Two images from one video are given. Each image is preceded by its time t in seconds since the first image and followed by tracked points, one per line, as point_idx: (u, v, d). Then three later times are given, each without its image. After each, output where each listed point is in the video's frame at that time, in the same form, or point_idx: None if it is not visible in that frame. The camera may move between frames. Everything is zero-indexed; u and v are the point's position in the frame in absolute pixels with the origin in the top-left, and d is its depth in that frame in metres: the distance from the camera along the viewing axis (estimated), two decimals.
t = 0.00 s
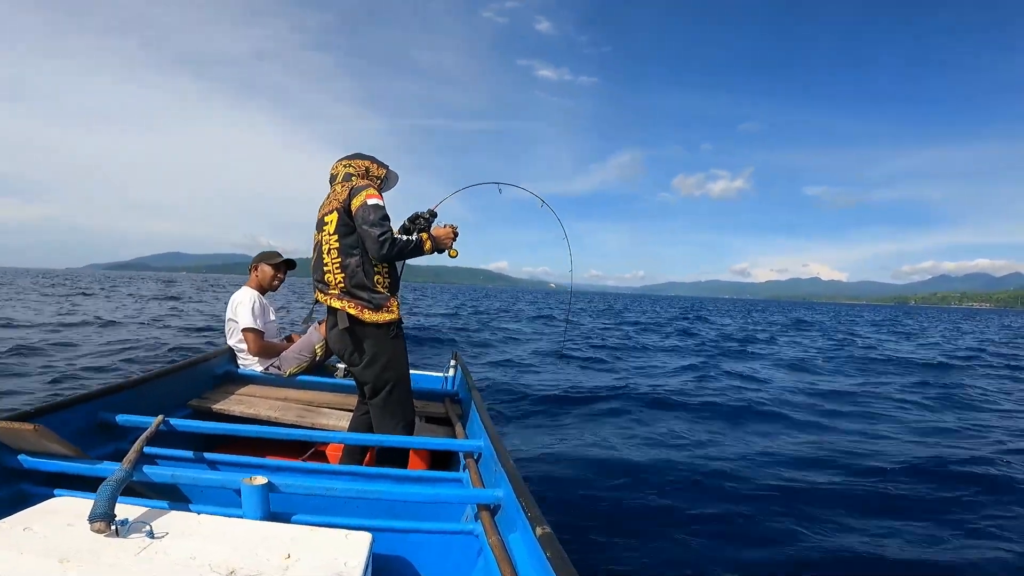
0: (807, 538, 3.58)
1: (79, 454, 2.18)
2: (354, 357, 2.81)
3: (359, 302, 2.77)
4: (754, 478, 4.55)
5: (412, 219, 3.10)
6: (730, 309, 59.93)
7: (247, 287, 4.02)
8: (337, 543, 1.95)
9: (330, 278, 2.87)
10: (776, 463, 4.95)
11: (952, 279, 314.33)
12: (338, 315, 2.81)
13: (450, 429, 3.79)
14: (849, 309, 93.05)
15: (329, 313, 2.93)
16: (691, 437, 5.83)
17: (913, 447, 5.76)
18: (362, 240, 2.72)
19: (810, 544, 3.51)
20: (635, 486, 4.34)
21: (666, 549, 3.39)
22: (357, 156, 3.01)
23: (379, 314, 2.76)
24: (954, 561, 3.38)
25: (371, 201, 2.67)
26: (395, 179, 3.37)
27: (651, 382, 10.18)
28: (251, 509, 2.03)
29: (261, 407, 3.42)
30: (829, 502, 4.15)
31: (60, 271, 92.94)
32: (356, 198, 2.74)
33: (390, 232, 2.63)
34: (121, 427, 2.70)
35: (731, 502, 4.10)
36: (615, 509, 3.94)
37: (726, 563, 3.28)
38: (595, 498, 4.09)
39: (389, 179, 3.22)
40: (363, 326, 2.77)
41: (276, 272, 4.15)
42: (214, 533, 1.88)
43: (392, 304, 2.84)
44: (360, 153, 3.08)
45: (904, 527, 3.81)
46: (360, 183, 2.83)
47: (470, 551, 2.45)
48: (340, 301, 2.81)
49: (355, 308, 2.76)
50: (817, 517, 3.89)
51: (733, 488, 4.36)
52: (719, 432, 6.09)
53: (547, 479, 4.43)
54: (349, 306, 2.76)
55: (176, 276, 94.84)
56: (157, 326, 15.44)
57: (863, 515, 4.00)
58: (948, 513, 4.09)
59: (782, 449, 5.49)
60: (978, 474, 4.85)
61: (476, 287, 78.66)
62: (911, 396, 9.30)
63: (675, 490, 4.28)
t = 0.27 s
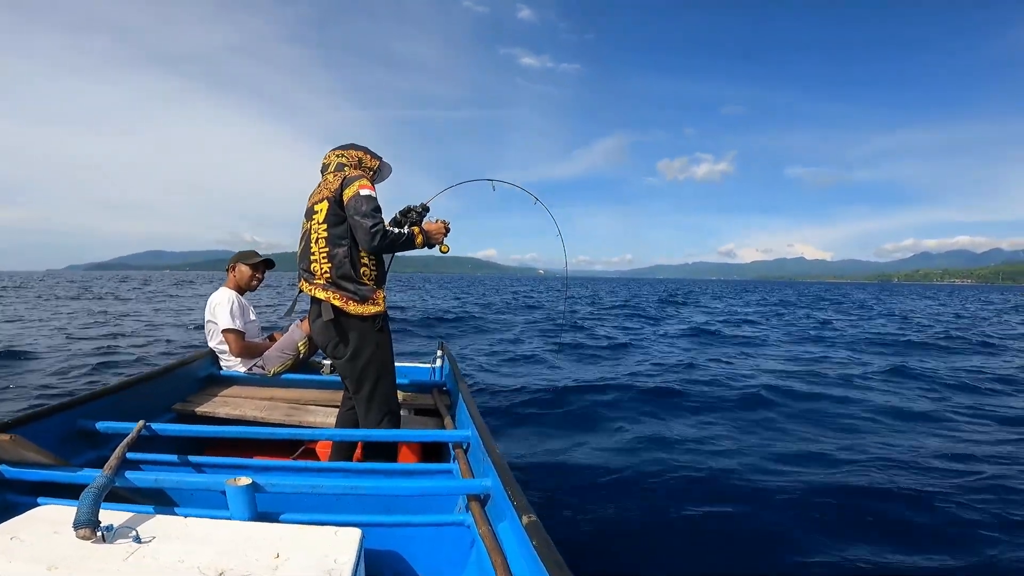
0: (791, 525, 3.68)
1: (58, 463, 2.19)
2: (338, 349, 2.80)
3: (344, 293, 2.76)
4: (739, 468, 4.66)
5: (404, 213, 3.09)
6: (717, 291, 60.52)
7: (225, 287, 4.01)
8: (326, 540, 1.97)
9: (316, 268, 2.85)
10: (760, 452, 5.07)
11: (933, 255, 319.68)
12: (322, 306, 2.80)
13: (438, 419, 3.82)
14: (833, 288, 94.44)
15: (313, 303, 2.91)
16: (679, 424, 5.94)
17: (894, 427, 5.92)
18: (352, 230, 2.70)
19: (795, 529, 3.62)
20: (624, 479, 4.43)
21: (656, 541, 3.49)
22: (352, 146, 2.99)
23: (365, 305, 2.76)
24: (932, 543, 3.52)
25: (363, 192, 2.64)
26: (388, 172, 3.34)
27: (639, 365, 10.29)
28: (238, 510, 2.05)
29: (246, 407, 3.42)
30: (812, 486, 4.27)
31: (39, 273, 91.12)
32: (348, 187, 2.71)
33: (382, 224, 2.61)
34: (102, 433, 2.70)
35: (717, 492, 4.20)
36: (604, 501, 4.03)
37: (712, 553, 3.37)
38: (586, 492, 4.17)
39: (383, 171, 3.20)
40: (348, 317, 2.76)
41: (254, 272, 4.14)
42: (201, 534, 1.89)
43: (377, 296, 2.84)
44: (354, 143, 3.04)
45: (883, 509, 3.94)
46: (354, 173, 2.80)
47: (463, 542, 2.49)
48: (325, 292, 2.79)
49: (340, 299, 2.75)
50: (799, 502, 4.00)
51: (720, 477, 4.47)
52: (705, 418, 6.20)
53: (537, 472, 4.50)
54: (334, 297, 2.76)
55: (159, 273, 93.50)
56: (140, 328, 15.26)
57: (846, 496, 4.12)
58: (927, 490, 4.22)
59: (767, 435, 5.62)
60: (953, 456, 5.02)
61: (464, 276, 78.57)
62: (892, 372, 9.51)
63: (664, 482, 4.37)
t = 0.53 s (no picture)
0: (798, 528, 3.67)
1: (71, 461, 2.21)
2: (347, 344, 2.78)
3: (355, 288, 2.76)
4: (746, 466, 4.64)
5: (421, 211, 3.08)
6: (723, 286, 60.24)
7: (231, 285, 4.03)
8: (334, 537, 1.97)
9: (329, 262, 2.85)
10: (767, 450, 5.05)
11: (943, 253, 316.59)
12: (333, 301, 2.79)
13: (445, 415, 3.83)
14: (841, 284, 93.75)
15: (323, 296, 2.90)
16: (684, 422, 5.92)
17: (902, 425, 5.89)
18: (369, 225, 2.69)
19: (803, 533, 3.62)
20: (630, 478, 4.42)
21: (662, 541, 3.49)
22: (373, 140, 2.97)
23: (376, 302, 2.76)
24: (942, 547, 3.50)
25: (382, 188, 2.63)
26: (408, 168, 3.34)
27: (644, 360, 10.26)
28: (247, 507, 2.06)
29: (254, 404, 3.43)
30: (819, 486, 4.26)
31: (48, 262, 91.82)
32: (367, 183, 2.70)
33: (400, 222, 2.61)
34: (112, 431, 2.72)
35: (724, 491, 4.19)
36: (611, 500, 4.03)
37: (719, 554, 3.37)
38: (592, 490, 4.18)
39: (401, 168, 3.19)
40: (359, 312, 2.76)
41: (260, 269, 4.13)
42: (210, 532, 1.90)
43: (389, 293, 2.84)
44: (374, 137, 3.03)
45: (892, 510, 3.92)
46: (373, 169, 2.79)
47: (469, 538, 2.49)
48: (337, 286, 2.79)
49: (351, 293, 2.75)
50: (807, 503, 3.99)
51: (727, 477, 4.46)
52: (711, 415, 6.18)
53: (543, 470, 4.50)
54: (345, 292, 2.75)
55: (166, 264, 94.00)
56: (148, 319, 15.37)
57: (854, 497, 4.10)
58: (936, 492, 4.20)
59: (773, 433, 5.60)
60: (963, 457, 4.99)
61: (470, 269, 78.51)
62: (900, 371, 9.45)
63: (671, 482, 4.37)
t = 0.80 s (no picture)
0: (800, 527, 3.65)
1: (71, 460, 2.21)
2: (350, 347, 2.78)
3: (359, 291, 2.75)
4: (748, 467, 4.62)
5: (425, 214, 3.08)
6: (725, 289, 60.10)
7: (233, 286, 4.03)
8: (333, 539, 1.96)
9: (332, 264, 2.84)
10: (769, 452, 5.02)
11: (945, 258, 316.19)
12: (337, 304, 2.79)
13: (445, 419, 3.82)
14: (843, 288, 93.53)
15: (327, 299, 2.90)
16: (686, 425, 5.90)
17: (904, 429, 5.86)
18: (373, 228, 2.69)
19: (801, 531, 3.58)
20: (631, 479, 4.40)
21: (660, 540, 3.47)
22: (380, 144, 2.97)
23: (379, 305, 2.76)
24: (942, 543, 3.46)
25: (387, 191, 2.63)
26: (414, 171, 3.34)
27: (646, 363, 10.24)
28: (246, 508, 2.05)
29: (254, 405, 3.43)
30: (822, 488, 4.23)
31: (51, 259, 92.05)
32: (372, 186, 2.70)
33: (404, 225, 2.60)
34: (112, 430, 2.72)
35: (725, 492, 4.17)
36: (609, 501, 4.02)
37: (720, 554, 3.34)
38: (591, 492, 4.16)
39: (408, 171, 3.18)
40: (362, 315, 2.75)
41: (263, 269, 4.12)
42: (209, 533, 1.90)
43: (392, 296, 2.83)
44: (380, 140, 3.02)
45: (895, 512, 3.89)
46: (379, 172, 2.78)
47: (469, 542, 2.48)
48: (340, 289, 2.78)
49: (354, 296, 2.74)
50: (809, 503, 3.96)
51: (726, 477, 4.44)
52: (712, 418, 6.16)
53: (543, 472, 4.48)
54: (349, 295, 2.74)
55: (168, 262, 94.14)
56: (150, 317, 15.41)
57: (854, 499, 4.08)
58: (938, 496, 4.17)
59: (774, 433, 5.57)
60: (966, 461, 4.95)
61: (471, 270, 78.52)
62: (902, 376, 9.41)
63: (669, 482, 4.35)
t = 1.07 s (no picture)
0: (786, 527, 3.69)
1: (56, 463, 2.19)
2: (342, 351, 2.78)
3: (350, 294, 2.75)
4: (736, 468, 4.66)
5: (415, 216, 3.07)
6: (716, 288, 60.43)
7: (222, 288, 4.01)
8: (322, 542, 1.96)
9: (323, 267, 2.84)
10: (757, 452, 5.06)
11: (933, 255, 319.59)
12: (328, 307, 2.78)
13: (435, 421, 3.82)
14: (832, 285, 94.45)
15: (318, 303, 2.89)
16: (676, 422, 5.94)
17: (891, 425, 5.93)
18: (363, 231, 2.69)
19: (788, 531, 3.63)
20: (620, 481, 4.42)
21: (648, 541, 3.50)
22: (369, 147, 2.97)
23: (371, 308, 2.75)
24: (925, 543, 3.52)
25: (376, 194, 2.63)
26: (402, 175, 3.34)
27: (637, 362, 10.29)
28: (234, 510, 2.04)
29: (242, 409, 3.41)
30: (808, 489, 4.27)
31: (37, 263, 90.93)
32: (362, 189, 2.70)
33: (393, 228, 2.60)
34: (98, 433, 2.69)
35: (713, 492, 4.21)
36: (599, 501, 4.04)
37: (707, 554, 3.38)
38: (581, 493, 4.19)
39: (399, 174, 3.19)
40: (354, 318, 2.75)
41: (252, 272, 4.11)
42: (197, 536, 1.89)
43: (383, 299, 2.83)
44: (370, 143, 3.03)
45: (879, 513, 3.94)
46: (369, 174, 2.79)
47: (460, 545, 2.49)
48: (332, 292, 2.77)
49: (346, 300, 2.73)
50: (795, 505, 4.01)
51: (715, 477, 4.48)
52: (702, 417, 6.21)
53: (533, 476, 4.49)
54: (340, 298, 2.74)
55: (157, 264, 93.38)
56: (138, 320, 15.28)
57: (841, 498, 4.13)
58: (923, 494, 4.24)
59: (763, 433, 5.63)
60: (951, 458, 5.02)
61: (463, 271, 78.44)
62: (890, 373, 9.51)
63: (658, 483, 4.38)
